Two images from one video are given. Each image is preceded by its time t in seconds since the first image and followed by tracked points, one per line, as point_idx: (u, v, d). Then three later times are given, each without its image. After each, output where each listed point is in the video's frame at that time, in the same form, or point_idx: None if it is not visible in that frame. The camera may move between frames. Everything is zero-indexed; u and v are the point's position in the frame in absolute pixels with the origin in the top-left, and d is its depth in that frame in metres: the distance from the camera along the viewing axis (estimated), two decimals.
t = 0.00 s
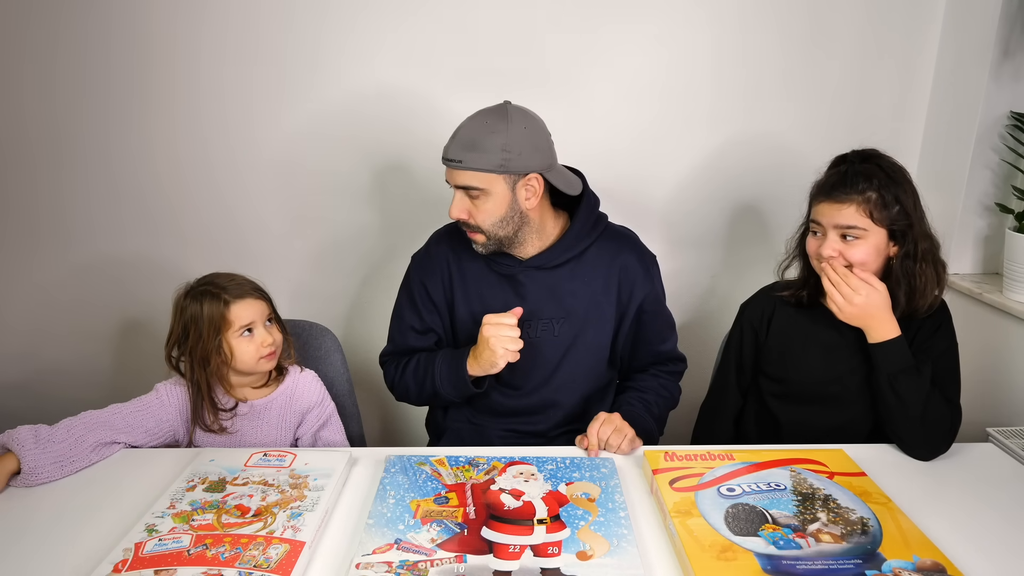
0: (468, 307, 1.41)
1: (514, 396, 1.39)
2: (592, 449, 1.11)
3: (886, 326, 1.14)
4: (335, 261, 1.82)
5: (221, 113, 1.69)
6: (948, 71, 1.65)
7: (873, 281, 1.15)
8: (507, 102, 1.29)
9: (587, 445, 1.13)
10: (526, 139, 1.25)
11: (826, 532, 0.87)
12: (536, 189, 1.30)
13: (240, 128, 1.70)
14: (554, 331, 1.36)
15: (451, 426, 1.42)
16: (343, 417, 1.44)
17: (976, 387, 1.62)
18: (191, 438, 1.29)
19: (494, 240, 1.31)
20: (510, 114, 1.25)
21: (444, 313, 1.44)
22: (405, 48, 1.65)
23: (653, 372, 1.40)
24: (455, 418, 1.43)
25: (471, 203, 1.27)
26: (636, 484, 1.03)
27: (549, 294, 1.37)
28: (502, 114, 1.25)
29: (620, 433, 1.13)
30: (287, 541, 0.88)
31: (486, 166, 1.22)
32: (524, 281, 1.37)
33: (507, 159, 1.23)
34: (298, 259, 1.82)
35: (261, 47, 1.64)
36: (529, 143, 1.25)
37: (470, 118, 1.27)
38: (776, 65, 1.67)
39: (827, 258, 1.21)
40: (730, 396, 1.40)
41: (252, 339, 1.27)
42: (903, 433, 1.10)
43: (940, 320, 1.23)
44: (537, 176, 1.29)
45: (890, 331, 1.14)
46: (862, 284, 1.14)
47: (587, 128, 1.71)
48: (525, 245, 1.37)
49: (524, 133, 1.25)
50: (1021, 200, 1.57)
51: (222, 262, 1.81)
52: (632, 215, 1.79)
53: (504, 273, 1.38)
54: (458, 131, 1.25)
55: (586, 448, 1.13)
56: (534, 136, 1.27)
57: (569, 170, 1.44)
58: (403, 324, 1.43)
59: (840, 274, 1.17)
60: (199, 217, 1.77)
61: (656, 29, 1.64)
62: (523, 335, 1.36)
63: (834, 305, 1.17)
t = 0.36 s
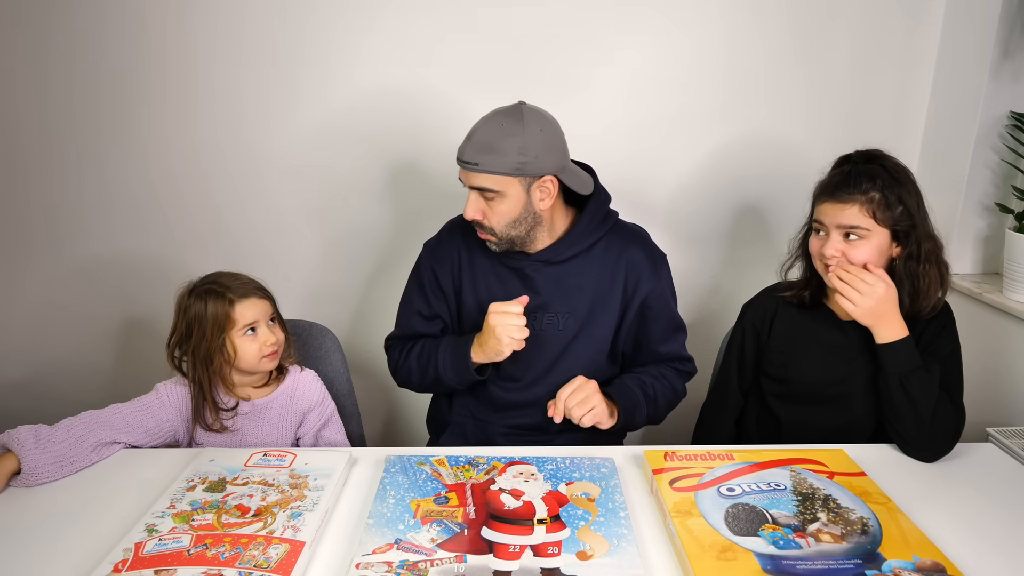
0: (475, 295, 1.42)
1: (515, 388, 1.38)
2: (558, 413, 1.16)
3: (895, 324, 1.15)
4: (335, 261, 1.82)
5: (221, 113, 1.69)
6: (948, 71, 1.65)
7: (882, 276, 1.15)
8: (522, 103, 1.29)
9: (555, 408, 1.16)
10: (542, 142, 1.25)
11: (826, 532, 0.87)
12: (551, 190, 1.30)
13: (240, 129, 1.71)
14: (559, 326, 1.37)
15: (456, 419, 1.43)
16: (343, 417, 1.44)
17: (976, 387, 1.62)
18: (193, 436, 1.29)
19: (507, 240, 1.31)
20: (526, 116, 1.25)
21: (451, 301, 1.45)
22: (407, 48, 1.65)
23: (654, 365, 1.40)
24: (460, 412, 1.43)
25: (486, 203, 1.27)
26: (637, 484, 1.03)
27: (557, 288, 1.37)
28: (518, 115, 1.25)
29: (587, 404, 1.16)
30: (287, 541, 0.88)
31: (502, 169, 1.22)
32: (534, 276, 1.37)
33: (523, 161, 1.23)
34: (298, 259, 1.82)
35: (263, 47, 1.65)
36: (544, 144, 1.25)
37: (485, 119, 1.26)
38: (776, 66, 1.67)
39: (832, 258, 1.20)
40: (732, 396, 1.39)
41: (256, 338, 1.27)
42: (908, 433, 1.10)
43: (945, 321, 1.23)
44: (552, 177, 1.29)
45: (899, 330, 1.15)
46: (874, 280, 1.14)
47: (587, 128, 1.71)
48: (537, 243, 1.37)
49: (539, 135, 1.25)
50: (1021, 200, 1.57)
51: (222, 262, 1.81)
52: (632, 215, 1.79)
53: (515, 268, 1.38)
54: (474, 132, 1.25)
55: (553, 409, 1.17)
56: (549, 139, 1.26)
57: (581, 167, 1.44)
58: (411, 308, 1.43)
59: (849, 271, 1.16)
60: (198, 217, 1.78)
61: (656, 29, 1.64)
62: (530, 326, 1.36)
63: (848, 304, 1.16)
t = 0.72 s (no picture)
0: (478, 298, 1.40)
1: (517, 388, 1.39)
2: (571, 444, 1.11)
3: (891, 326, 1.14)
4: (335, 261, 1.82)
5: (221, 113, 1.69)
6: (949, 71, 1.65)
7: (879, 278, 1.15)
8: (529, 106, 1.29)
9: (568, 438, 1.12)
10: (547, 145, 1.25)
11: (826, 532, 0.87)
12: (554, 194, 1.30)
13: (240, 128, 1.70)
14: (564, 327, 1.37)
15: (457, 416, 1.43)
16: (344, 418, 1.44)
17: (976, 387, 1.62)
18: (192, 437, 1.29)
19: (510, 241, 1.31)
20: (532, 119, 1.25)
21: (452, 302, 1.44)
22: (407, 47, 1.65)
23: (655, 369, 1.40)
24: (462, 408, 1.43)
25: (489, 204, 1.27)
26: (637, 484, 1.03)
27: (563, 289, 1.37)
28: (524, 118, 1.25)
29: (601, 434, 1.11)
30: (287, 541, 0.88)
31: (506, 171, 1.23)
32: (537, 276, 1.37)
33: (526, 165, 1.23)
34: (298, 259, 1.81)
35: (262, 46, 1.64)
36: (548, 148, 1.25)
37: (491, 120, 1.27)
38: (777, 65, 1.67)
39: (834, 261, 1.20)
40: (733, 395, 1.39)
41: (263, 343, 1.28)
42: (907, 432, 1.10)
43: (946, 322, 1.23)
44: (555, 181, 1.28)
45: (896, 332, 1.14)
46: (869, 279, 1.14)
47: (588, 127, 1.71)
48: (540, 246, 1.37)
49: (544, 139, 1.25)
50: (1021, 200, 1.57)
51: (222, 262, 1.81)
52: (633, 215, 1.79)
53: (518, 269, 1.38)
54: (479, 134, 1.25)
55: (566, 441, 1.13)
56: (554, 143, 1.26)
57: (586, 170, 1.44)
58: (410, 308, 1.43)
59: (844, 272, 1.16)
60: (198, 217, 1.77)
61: (657, 29, 1.64)
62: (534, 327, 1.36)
63: (843, 304, 1.16)
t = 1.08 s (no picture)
0: (473, 298, 1.40)
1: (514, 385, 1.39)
2: (571, 445, 1.11)
3: (890, 331, 1.13)
4: (334, 261, 1.82)
5: (221, 113, 1.69)
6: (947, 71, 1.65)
7: (876, 283, 1.15)
8: (522, 103, 1.29)
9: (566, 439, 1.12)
10: (545, 140, 1.26)
11: (826, 532, 0.87)
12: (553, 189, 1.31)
13: (240, 129, 1.70)
14: (560, 323, 1.37)
15: (456, 416, 1.43)
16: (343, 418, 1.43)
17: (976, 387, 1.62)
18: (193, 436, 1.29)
19: (510, 239, 1.31)
20: (528, 115, 1.25)
21: (448, 306, 1.44)
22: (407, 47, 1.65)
23: (655, 369, 1.40)
24: (460, 408, 1.43)
25: (490, 203, 1.27)
26: (637, 484, 1.03)
27: (558, 285, 1.37)
28: (520, 115, 1.25)
29: (600, 433, 1.12)
30: (287, 541, 0.88)
31: (507, 169, 1.23)
32: (533, 273, 1.37)
33: (526, 161, 1.23)
34: (298, 259, 1.81)
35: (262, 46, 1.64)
36: (546, 143, 1.26)
37: (487, 119, 1.26)
38: (776, 65, 1.67)
39: (843, 264, 1.20)
40: (738, 398, 1.39)
41: (265, 344, 1.28)
42: (908, 435, 1.09)
43: (955, 327, 1.23)
44: (554, 176, 1.29)
45: (896, 337, 1.14)
46: (865, 285, 1.14)
47: (587, 127, 1.71)
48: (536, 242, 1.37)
49: (542, 134, 1.26)
50: (1021, 200, 1.58)
51: (223, 262, 1.81)
52: (633, 215, 1.79)
53: (514, 265, 1.38)
54: (477, 132, 1.24)
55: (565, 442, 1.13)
56: (552, 139, 1.27)
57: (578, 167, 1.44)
58: (404, 310, 1.44)
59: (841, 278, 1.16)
60: (198, 218, 1.77)
61: (655, 28, 1.64)
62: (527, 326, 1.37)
63: (841, 309, 1.17)
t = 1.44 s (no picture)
0: (470, 300, 1.40)
1: (513, 386, 1.38)
2: (571, 445, 1.11)
3: (899, 328, 1.13)
4: (335, 262, 1.82)
5: (220, 113, 1.69)
6: (947, 71, 1.65)
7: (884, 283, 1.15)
8: (507, 103, 1.29)
9: (567, 440, 1.12)
10: (536, 136, 1.26)
11: (826, 532, 0.87)
12: (549, 184, 1.31)
13: (239, 129, 1.70)
14: (557, 323, 1.37)
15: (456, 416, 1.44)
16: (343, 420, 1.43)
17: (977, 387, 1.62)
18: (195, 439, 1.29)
19: (515, 241, 1.31)
20: (516, 115, 1.25)
21: (440, 322, 1.46)
22: (407, 46, 1.64)
23: (655, 369, 1.40)
24: (460, 407, 1.46)
25: (491, 208, 1.26)
26: (637, 484, 1.03)
27: (555, 286, 1.37)
28: (507, 116, 1.25)
29: (600, 433, 1.11)
30: (287, 541, 0.88)
31: (506, 170, 1.22)
32: (530, 273, 1.37)
33: (524, 159, 1.23)
34: (297, 259, 1.81)
35: (260, 46, 1.64)
36: (539, 139, 1.26)
37: (474, 125, 1.25)
38: (775, 65, 1.67)
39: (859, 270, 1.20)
40: (746, 404, 1.39)
41: (261, 347, 1.28)
42: (911, 437, 1.09)
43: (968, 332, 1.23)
44: (550, 170, 1.30)
45: (905, 334, 1.13)
46: (867, 287, 1.14)
47: (586, 127, 1.71)
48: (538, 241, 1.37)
49: (533, 131, 1.26)
50: (1021, 200, 1.58)
51: (223, 262, 1.81)
52: (633, 216, 1.79)
53: (511, 266, 1.38)
54: (469, 139, 1.23)
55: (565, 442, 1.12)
56: (543, 134, 1.27)
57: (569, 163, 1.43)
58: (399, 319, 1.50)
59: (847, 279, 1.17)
60: (197, 218, 1.77)
61: (654, 27, 1.64)
62: (524, 326, 1.37)
63: (849, 309, 1.17)
